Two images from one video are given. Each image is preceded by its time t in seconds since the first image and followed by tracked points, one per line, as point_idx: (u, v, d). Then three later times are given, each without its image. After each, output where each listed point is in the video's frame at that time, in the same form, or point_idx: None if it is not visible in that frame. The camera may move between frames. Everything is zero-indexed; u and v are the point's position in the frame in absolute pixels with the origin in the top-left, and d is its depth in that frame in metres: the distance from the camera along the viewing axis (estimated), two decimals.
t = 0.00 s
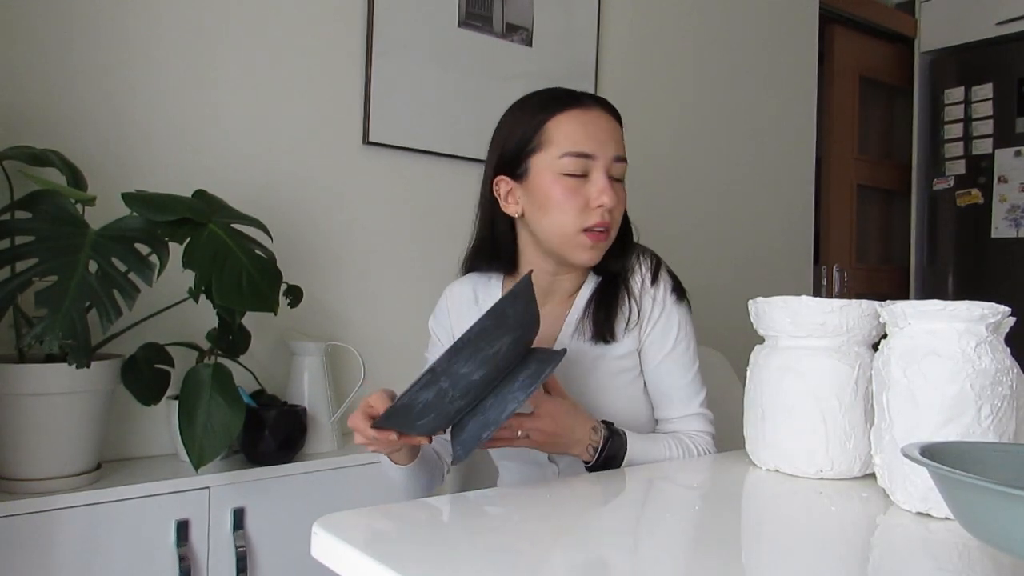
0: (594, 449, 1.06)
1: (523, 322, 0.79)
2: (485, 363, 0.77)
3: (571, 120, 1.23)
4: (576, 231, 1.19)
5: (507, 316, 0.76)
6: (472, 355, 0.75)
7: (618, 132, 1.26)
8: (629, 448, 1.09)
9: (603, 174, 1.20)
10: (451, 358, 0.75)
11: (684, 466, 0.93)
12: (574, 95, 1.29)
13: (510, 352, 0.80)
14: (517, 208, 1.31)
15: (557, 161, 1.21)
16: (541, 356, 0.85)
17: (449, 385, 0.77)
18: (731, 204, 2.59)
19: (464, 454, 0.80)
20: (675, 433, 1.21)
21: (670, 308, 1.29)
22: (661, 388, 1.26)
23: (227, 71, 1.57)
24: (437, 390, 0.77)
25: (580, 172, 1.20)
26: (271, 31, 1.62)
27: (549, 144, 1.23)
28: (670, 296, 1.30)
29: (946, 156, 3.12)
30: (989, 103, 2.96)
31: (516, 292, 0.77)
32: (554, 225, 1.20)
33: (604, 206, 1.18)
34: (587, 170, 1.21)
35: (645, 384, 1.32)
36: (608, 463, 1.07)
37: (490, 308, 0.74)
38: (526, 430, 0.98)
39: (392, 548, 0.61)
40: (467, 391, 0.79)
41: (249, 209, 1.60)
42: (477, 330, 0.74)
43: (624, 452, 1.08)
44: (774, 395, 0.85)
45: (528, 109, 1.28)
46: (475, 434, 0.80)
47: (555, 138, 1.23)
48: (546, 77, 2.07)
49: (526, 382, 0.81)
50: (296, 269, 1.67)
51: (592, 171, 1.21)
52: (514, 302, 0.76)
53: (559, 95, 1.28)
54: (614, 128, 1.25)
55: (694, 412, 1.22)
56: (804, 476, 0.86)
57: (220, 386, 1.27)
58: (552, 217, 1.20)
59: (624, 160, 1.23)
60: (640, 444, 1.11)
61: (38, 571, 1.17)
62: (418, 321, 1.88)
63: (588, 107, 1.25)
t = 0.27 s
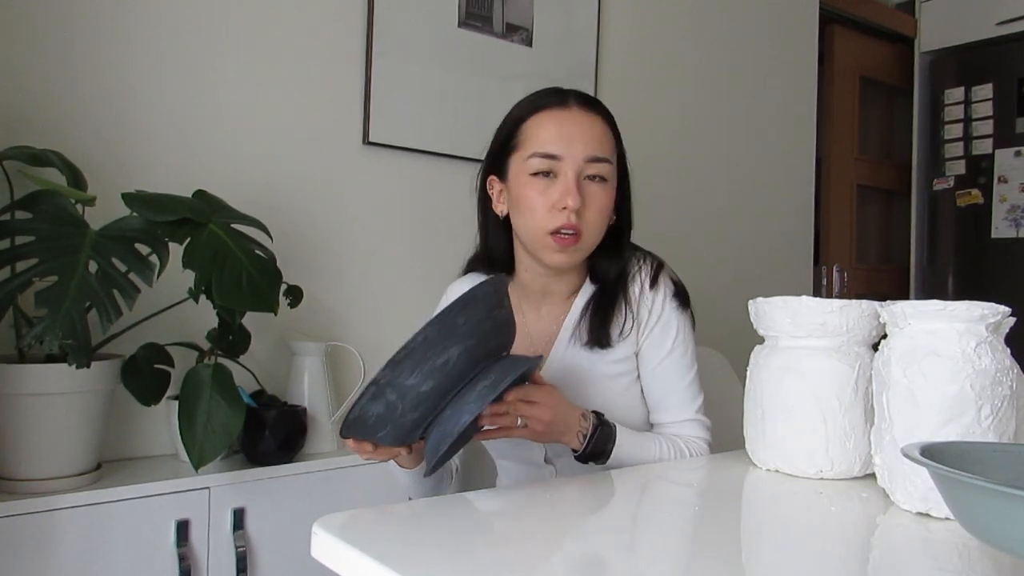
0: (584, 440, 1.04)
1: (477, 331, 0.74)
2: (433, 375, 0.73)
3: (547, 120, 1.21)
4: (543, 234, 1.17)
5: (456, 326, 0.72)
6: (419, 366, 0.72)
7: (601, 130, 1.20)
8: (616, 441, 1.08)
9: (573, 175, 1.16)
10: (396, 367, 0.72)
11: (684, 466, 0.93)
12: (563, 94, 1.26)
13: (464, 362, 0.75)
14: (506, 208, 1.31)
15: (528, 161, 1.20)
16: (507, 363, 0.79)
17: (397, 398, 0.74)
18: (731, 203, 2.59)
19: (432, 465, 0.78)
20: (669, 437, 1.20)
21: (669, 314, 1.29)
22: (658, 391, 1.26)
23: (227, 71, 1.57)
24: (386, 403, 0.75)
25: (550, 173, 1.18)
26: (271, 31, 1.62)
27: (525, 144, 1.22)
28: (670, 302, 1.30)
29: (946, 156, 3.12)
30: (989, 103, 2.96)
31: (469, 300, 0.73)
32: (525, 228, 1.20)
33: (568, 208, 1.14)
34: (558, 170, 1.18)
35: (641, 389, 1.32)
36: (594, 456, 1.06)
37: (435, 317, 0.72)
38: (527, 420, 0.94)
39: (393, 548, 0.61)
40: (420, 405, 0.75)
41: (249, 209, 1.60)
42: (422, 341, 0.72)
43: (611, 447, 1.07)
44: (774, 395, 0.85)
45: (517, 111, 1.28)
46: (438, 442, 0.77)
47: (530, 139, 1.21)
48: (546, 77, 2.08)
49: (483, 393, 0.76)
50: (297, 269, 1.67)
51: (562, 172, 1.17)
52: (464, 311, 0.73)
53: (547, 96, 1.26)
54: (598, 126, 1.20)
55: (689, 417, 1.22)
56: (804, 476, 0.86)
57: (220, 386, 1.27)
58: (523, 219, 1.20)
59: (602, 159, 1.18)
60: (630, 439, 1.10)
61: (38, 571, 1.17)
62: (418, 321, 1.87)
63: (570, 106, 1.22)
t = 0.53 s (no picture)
0: (576, 422, 1.02)
1: (454, 314, 0.74)
2: (420, 368, 0.74)
3: (546, 122, 1.20)
4: (537, 235, 1.18)
5: (432, 313, 0.73)
6: (402, 359, 0.74)
7: (600, 138, 1.19)
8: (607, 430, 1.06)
9: (565, 184, 1.16)
10: (383, 363, 0.74)
11: (685, 466, 0.93)
12: (568, 98, 1.25)
13: (450, 348, 0.74)
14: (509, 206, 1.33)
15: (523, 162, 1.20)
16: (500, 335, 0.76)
17: (391, 395, 0.76)
18: (731, 203, 2.59)
19: (441, 458, 0.77)
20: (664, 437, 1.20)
21: (670, 315, 1.28)
22: (658, 390, 1.25)
23: (227, 71, 1.57)
24: (381, 401, 0.77)
25: (544, 179, 1.17)
26: (271, 31, 1.62)
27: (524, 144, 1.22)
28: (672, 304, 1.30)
29: (945, 156, 3.12)
30: (989, 103, 2.96)
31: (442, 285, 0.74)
32: (518, 229, 1.20)
33: (557, 216, 1.14)
34: (552, 175, 1.17)
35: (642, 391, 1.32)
36: (583, 443, 1.05)
37: (410, 308, 0.73)
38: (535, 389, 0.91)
39: (392, 548, 0.61)
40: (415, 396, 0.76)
41: (249, 209, 1.60)
42: (402, 334, 0.73)
43: (602, 433, 1.05)
44: (774, 396, 0.85)
45: (525, 112, 1.28)
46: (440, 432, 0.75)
47: (529, 139, 1.21)
48: (546, 77, 2.08)
49: (474, 374, 0.73)
50: (297, 269, 1.67)
51: (555, 177, 1.16)
52: (438, 297, 0.73)
53: (554, 98, 1.25)
54: (596, 131, 1.19)
55: (684, 418, 1.21)
56: (804, 476, 0.86)
57: (220, 386, 1.27)
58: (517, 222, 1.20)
59: (597, 167, 1.17)
60: (624, 438, 1.08)
61: (38, 571, 1.17)
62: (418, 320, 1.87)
63: (570, 110, 1.22)
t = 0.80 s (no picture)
0: (573, 414, 1.02)
1: (450, 320, 0.73)
2: (420, 376, 0.73)
3: (558, 121, 1.20)
4: (541, 234, 1.18)
5: (427, 322, 0.73)
6: (401, 370, 0.73)
7: (610, 139, 1.19)
8: (605, 426, 1.06)
9: (573, 181, 1.15)
10: (384, 375, 0.74)
11: (685, 466, 0.93)
12: (584, 97, 1.25)
13: (449, 354, 0.74)
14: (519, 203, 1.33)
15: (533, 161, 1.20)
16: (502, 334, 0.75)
17: (395, 409, 0.75)
18: (731, 203, 2.59)
19: (452, 461, 0.76)
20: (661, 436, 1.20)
21: (677, 317, 1.29)
22: (658, 389, 1.25)
23: (227, 71, 1.57)
24: (386, 414, 0.76)
25: (553, 175, 1.17)
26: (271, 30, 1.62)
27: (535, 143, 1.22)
28: (679, 307, 1.30)
29: (946, 156, 3.12)
30: (989, 103, 2.96)
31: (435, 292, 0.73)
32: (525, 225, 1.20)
33: (563, 213, 1.14)
34: (560, 174, 1.16)
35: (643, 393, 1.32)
36: (579, 436, 1.04)
37: (405, 318, 0.73)
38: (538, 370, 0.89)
39: (392, 548, 0.61)
40: (419, 405, 0.75)
41: (249, 209, 1.60)
42: (399, 345, 0.73)
43: (597, 428, 1.04)
44: (774, 396, 0.85)
45: (541, 109, 1.28)
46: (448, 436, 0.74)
47: (540, 138, 1.21)
48: (546, 77, 2.07)
49: (476, 377, 0.72)
50: (296, 269, 1.67)
51: (563, 176, 1.16)
52: (432, 303, 0.73)
53: (572, 97, 1.26)
54: (606, 133, 1.19)
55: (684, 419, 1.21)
56: (804, 476, 0.86)
57: (220, 386, 1.27)
58: (525, 217, 1.20)
59: (604, 167, 1.17)
60: (620, 434, 1.08)
61: (38, 571, 1.17)
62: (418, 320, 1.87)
63: (582, 110, 1.22)
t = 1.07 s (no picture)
0: (574, 410, 1.02)
1: (438, 318, 0.73)
2: (408, 372, 0.73)
3: (567, 120, 1.20)
4: (545, 233, 1.18)
5: (415, 320, 0.73)
6: (388, 368, 0.73)
7: (618, 140, 1.19)
8: (605, 423, 1.06)
9: (580, 180, 1.16)
10: (370, 373, 0.74)
11: (686, 466, 0.93)
12: (595, 96, 1.24)
13: (437, 352, 0.74)
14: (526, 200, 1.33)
15: (541, 159, 1.20)
16: (491, 332, 0.75)
17: (383, 407, 0.75)
18: (731, 203, 2.59)
19: (442, 458, 0.76)
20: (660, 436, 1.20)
21: (680, 318, 1.29)
22: (658, 389, 1.25)
23: (227, 71, 1.57)
24: (373, 412, 0.75)
25: (560, 175, 1.17)
26: (271, 30, 1.62)
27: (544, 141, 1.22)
28: (682, 308, 1.30)
29: (945, 156, 3.12)
30: (989, 103, 2.96)
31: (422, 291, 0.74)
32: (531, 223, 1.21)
33: (569, 213, 1.14)
34: (567, 174, 1.17)
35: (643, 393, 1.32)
36: (578, 433, 1.04)
37: (391, 317, 0.73)
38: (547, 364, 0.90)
39: (394, 548, 0.61)
40: (407, 402, 0.74)
41: (249, 209, 1.60)
42: (386, 343, 0.73)
43: (598, 425, 1.04)
44: (774, 396, 0.85)
45: (552, 107, 1.28)
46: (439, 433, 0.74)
47: (549, 136, 1.21)
48: (546, 77, 2.08)
49: (466, 372, 0.72)
50: (296, 269, 1.67)
51: (570, 175, 1.17)
52: (420, 302, 0.73)
53: (582, 96, 1.25)
54: (615, 134, 1.19)
55: (683, 419, 1.21)
56: (804, 476, 0.86)
57: (220, 386, 1.27)
58: (531, 216, 1.21)
59: (612, 169, 1.17)
60: (620, 430, 1.08)
61: (38, 571, 1.17)
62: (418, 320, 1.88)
63: (591, 110, 1.21)
